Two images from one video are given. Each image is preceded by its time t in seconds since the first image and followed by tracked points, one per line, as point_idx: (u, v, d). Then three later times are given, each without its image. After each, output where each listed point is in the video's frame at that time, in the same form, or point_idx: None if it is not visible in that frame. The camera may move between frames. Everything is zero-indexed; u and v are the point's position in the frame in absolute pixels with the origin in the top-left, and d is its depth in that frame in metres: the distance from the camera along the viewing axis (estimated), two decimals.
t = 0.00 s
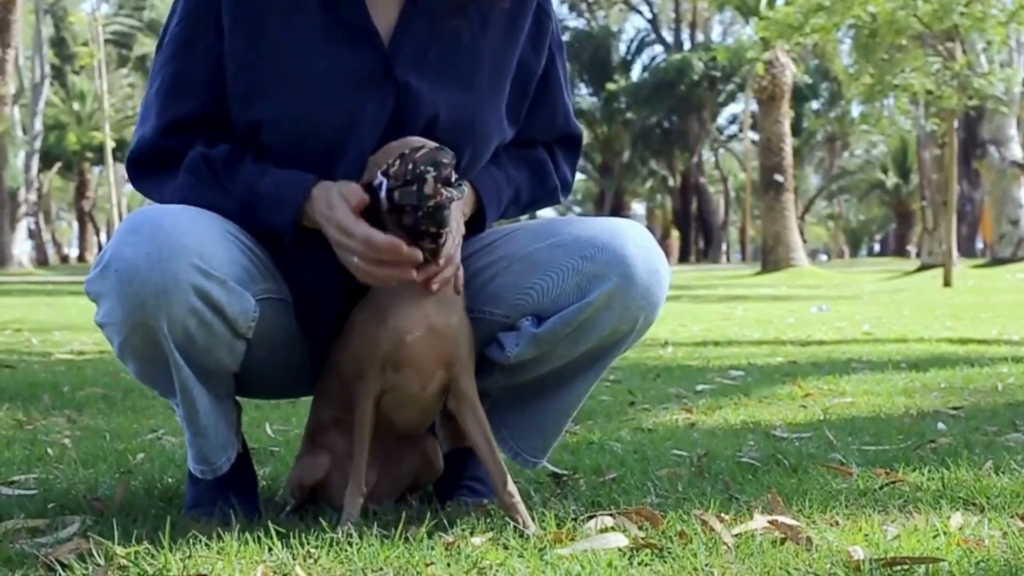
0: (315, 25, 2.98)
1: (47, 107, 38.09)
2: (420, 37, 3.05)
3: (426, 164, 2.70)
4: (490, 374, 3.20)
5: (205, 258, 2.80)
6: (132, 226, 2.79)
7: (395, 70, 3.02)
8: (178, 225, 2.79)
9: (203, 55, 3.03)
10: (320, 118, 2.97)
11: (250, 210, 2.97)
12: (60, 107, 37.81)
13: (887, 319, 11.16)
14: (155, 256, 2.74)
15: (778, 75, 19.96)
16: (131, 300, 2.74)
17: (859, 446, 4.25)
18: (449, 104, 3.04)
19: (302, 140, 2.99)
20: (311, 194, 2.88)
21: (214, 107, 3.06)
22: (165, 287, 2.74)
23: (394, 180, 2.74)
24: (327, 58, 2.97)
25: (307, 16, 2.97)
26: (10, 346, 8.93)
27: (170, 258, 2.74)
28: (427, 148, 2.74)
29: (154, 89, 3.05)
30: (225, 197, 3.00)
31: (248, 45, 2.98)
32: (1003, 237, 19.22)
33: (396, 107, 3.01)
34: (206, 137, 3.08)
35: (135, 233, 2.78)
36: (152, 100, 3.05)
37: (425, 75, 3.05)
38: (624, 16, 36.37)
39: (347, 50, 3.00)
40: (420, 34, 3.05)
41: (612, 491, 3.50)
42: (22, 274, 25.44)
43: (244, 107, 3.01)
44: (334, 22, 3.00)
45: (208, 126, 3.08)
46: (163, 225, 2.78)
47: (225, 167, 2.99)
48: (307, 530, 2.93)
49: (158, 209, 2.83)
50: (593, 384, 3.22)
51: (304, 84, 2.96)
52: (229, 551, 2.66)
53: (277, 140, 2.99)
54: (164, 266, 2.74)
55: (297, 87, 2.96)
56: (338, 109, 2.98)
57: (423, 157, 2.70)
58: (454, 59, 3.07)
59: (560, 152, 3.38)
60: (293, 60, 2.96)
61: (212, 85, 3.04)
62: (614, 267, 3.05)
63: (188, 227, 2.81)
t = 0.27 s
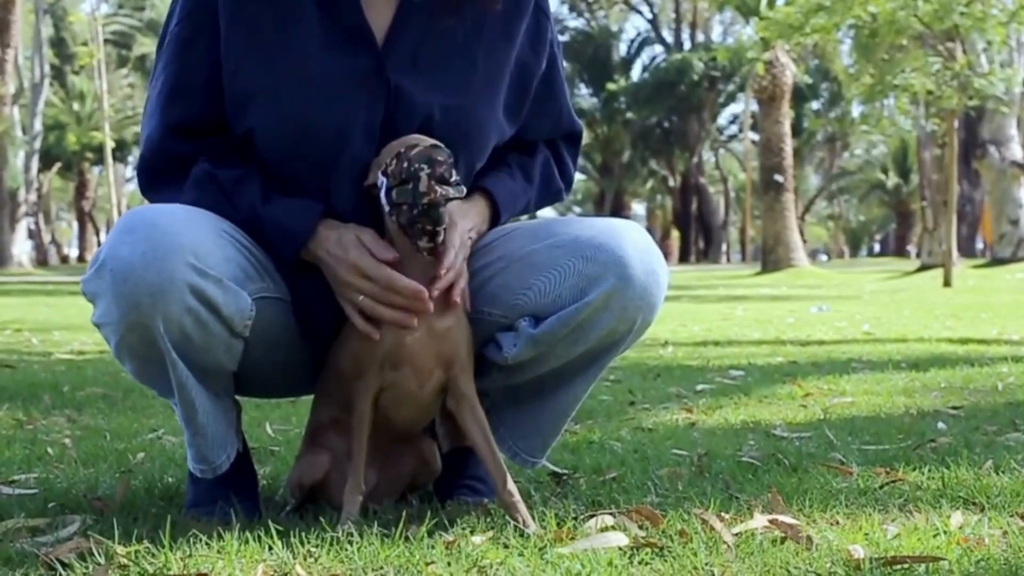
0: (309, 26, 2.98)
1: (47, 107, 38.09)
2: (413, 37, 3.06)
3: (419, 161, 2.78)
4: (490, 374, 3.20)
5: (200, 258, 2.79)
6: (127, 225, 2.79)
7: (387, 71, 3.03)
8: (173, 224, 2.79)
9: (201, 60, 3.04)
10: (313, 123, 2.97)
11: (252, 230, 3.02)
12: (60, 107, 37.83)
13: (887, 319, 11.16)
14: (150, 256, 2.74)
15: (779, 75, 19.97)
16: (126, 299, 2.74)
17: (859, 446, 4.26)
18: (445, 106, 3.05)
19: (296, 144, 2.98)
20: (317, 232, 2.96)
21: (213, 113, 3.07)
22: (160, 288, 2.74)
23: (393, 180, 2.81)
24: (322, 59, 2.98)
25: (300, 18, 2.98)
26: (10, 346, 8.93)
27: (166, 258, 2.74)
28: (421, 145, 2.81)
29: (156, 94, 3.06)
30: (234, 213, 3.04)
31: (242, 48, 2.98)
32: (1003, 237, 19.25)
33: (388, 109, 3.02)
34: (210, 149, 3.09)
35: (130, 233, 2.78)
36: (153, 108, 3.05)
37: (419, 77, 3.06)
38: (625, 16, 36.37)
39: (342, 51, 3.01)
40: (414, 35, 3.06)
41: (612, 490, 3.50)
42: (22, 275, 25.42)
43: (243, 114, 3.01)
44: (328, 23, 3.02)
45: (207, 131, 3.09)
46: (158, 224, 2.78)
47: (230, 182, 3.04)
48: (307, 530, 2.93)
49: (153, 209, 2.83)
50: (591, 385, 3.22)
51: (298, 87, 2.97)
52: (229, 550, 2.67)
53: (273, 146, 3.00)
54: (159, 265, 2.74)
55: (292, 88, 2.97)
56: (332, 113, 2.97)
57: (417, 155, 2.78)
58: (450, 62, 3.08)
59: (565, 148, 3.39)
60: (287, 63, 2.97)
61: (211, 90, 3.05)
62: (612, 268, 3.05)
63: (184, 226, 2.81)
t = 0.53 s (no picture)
0: (306, 27, 2.99)
1: (47, 105, 38.11)
2: (410, 36, 3.05)
3: (425, 161, 2.77)
4: (490, 373, 3.20)
5: (196, 257, 2.79)
6: (124, 225, 2.79)
7: (382, 70, 3.01)
8: (169, 223, 2.79)
9: (202, 64, 3.05)
10: (312, 124, 2.98)
11: (252, 239, 3.02)
12: (60, 105, 37.84)
13: (886, 317, 11.17)
14: (146, 255, 2.74)
15: (778, 73, 19.99)
16: (122, 300, 2.74)
17: (859, 444, 4.26)
18: (443, 106, 3.05)
19: (295, 143, 2.99)
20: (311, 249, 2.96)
21: (216, 117, 3.08)
22: (156, 287, 2.74)
23: (399, 182, 2.80)
24: (321, 59, 2.99)
25: (297, 17, 2.99)
26: (10, 344, 8.94)
27: (162, 257, 2.74)
28: (427, 145, 2.81)
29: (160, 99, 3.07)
30: (234, 219, 3.04)
31: (242, 49, 3.01)
32: (1003, 236, 19.30)
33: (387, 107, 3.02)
34: (217, 157, 3.10)
35: (127, 233, 2.78)
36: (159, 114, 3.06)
37: (416, 77, 3.06)
38: (624, 15, 36.36)
39: (338, 52, 3.01)
40: (411, 35, 3.06)
41: (612, 488, 3.50)
42: (21, 273, 25.39)
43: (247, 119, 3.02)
44: (324, 24, 3.01)
45: (211, 136, 3.10)
46: (154, 223, 2.78)
47: (236, 190, 3.05)
48: (307, 528, 2.93)
49: (150, 208, 2.83)
50: (591, 385, 3.22)
51: (297, 87, 2.97)
52: (230, 549, 2.66)
53: (273, 146, 3.01)
54: (155, 266, 2.74)
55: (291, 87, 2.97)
56: (331, 114, 2.98)
57: (424, 155, 2.78)
58: (448, 61, 3.08)
59: (561, 145, 3.43)
60: (285, 63, 2.98)
61: (215, 95, 3.06)
62: (614, 269, 3.04)
63: (181, 226, 2.80)
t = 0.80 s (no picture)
0: (309, 24, 2.98)
1: (47, 103, 38.13)
2: (412, 33, 3.05)
3: (428, 163, 2.79)
4: (492, 371, 3.20)
5: (194, 257, 2.79)
6: (120, 225, 2.79)
7: (384, 67, 3.02)
8: (166, 224, 2.79)
9: (206, 63, 3.04)
10: (313, 123, 2.98)
11: (251, 241, 3.01)
12: (60, 103, 37.86)
13: (886, 315, 11.17)
14: (144, 256, 2.74)
15: (778, 71, 20.00)
16: (120, 300, 2.74)
17: (860, 443, 4.26)
18: (443, 104, 3.05)
19: (296, 142, 2.99)
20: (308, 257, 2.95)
21: (220, 116, 3.08)
22: (154, 287, 2.73)
23: (400, 184, 2.81)
24: (324, 57, 2.99)
25: (298, 13, 2.99)
26: (10, 342, 8.94)
27: (159, 257, 2.74)
28: (428, 147, 2.83)
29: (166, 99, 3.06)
30: (234, 219, 3.04)
31: (245, 46, 3.01)
32: (1003, 235, 19.30)
33: (387, 106, 3.03)
34: (222, 158, 3.09)
35: (124, 234, 2.78)
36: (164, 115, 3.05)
37: (418, 74, 3.05)
38: (624, 13, 36.35)
39: (338, 49, 3.01)
40: (414, 32, 3.05)
41: (612, 487, 3.50)
42: (21, 270, 25.47)
43: (252, 121, 3.02)
44: (326, 22, 3.01)
45: (215, 135, 3.10)
46: (151, 223, 2.78)
47: (237, 192, 3.05)
48: (307, 526, 2.93)
49: (147, 208, 2.83)
50: (592, 384, 3.21)
51: (299, 85, 2.97)
52: (229, 547, 2.66)
53: (276, 144, 3.01)
54: (152, 265, 2.74)
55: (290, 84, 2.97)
56: (333, 112, 2.98)
57: (425, 157, 2.79)
58: (449, 58, 3.08)
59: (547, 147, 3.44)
60: (288, 61, 2.97)
61: (219, 95, 3.06)
62: (616, 267, 3.04)
63: (178, 225, 2.80)
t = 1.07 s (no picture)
0: (310, 22, 2.99)
1: (46, 102, 38.12)
2: (414, 32, 3.06)
3: (431, 164, 2.77)
4: (491, 368, 3.20)
5: (195, 254, 2.79)
6: (121, 223, 2.79)
7: (386, 64, 3.03)
8: (167, 221, 2.78)
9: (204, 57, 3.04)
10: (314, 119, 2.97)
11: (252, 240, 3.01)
12: (59, 101, 37.85)
13: (886, 314, 11.17)
14: (145, 254, 2.74)
15: (778, 70, 20.01)
16: (122, 297, 2.74)
17: (859, 441, 4.25)
18: (444, 103, 3.05)
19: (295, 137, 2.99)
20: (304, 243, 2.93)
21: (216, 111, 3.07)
22: (155, 285, 2.73)
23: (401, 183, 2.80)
24: (326, 55, 3.00)
25: (299, 11, 2.99)
26: (9, 341, 8.94)
27: (160, 255, 2.74)
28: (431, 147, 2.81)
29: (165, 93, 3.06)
30: (233, 213, 3.02)
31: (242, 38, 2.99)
32: (1003, 233, 19.30)
33: (391, 105, 3.03)
34: (219, 150, 3.08)
35: (124, 232, 2.78)
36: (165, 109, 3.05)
37: (419, 73, 3.05)
38: (624, 12, 36.33)
39: (339, 47, 3.01)
40: (416, 30, 3.06)
41: (612, 485, 3.50)
42: (20, 269, 25.40)
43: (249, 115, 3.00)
44: (328, 19, 3.02)
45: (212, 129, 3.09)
46: (152, 221, 2.78)
47: (231, 182, 3.03)
48: (307, 524, 2.93)
49: (148, 206, 2.83)
50: (591, 381, 3.21)
51: (300, 83, 2.97)
52: (229, 545, 2.67)
53: (276, 142, 3.00)
54: (153, 263, 2.73)
55: (293, 81, 2.97)
56: (333, 109, 2.98)
57: (428, 157, 2.77)
58: (450, 56, 3.08)
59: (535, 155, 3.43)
60: (289, 57, 2.97)
61: (217, 89, 3.04)
62: (615, 264, 3.04)
63: (179, 223, 2.80)
